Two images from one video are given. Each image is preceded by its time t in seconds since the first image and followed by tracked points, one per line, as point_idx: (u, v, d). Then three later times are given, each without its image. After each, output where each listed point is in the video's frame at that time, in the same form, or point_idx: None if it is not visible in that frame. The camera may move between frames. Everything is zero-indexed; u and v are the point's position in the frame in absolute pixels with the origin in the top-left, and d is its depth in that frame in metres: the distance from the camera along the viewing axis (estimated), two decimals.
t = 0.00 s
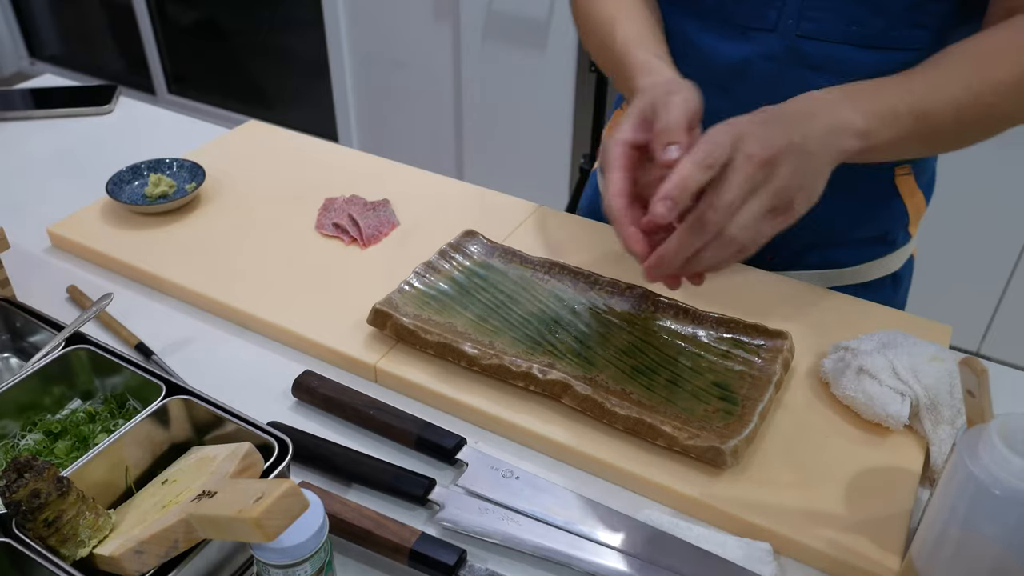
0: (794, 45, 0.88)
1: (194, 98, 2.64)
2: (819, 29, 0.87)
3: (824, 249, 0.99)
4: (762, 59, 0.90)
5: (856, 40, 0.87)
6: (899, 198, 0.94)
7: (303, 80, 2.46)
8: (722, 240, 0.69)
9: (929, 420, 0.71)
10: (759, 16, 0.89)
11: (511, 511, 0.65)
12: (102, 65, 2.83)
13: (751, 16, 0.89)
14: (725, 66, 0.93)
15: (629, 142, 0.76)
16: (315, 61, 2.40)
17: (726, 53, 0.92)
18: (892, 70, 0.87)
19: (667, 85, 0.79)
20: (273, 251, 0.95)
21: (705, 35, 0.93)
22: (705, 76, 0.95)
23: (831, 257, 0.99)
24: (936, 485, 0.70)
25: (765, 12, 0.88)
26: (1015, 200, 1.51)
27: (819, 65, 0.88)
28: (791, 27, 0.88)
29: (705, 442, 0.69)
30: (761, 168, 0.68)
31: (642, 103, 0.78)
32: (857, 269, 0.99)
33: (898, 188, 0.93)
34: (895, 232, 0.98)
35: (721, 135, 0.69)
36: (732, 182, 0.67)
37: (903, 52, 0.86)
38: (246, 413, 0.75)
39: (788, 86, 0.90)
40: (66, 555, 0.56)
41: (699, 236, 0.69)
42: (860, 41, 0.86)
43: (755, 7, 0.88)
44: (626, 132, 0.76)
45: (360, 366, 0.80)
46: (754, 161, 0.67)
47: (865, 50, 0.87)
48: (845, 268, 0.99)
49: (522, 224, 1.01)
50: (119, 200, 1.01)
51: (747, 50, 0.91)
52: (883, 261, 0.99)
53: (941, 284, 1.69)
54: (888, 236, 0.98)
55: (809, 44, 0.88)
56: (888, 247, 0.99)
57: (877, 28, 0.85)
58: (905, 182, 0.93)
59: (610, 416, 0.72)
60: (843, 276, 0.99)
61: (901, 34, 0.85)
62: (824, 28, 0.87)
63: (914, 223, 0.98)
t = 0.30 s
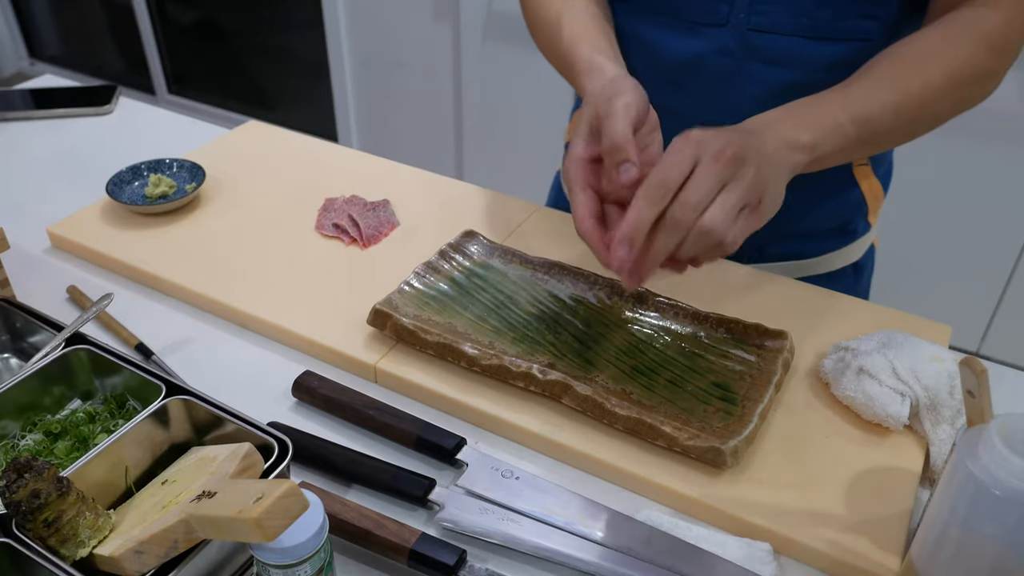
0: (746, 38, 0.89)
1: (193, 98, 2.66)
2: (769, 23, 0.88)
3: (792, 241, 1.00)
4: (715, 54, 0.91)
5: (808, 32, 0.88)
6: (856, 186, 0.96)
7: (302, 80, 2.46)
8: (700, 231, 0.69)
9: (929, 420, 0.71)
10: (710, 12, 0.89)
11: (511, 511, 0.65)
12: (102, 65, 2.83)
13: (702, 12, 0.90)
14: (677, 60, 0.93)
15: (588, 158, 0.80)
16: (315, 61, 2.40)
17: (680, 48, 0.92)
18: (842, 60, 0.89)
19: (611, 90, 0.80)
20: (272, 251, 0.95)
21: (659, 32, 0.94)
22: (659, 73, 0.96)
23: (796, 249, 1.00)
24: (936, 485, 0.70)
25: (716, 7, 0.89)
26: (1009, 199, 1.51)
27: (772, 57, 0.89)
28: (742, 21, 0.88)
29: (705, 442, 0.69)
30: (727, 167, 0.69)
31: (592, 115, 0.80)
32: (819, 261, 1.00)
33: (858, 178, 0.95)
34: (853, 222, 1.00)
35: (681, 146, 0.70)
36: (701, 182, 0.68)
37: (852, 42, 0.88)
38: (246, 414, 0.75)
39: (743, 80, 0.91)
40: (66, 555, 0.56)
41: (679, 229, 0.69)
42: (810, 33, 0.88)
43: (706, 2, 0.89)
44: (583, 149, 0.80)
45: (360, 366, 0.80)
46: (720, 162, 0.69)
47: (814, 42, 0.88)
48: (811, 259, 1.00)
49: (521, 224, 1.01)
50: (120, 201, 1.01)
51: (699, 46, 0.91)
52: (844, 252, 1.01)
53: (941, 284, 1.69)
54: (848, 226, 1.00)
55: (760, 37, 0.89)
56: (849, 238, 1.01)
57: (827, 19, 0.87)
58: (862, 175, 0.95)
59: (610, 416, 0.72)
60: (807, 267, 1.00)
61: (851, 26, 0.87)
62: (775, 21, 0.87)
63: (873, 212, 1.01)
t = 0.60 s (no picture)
0: (724, 40, 0.89)
1: (193, 98, 2.66)
2: (747, 23, 0.87)
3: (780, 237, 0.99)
4: (694, 56, 0.91)
5: (784, 31, 0.88)
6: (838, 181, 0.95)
7: (302, 80, 2.46)
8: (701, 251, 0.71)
9: (929, 420, 0.71)
10: (689, 14, 0.89)
11: (511, 511, 0.65)
12: (102, 65, 2.83)
13: (682, 15, 0.90)
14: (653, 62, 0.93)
15: (577, 190, 0.81)
16: (315, 61, 2.40)
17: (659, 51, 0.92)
18: (819, 57, 0.89)
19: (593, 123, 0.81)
20: (272, 251, 0.95)
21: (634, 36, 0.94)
22: (634, 74, 0.96)
23: (781, 244, 1.00)
24: (936, 485, 0.70)
25: (695, 8, 0.89)
26: (1007, 198, 1.51)
27: (752, 57, 0.89)
28: (720, 23, 0.88)
29: (705, 442, 0.69)
30: (722, 197, 0.72)
31: (579, 148, 0.81)
32: (801, 254, 1.00)
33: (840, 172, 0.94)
34: (839, 215, 0.99)
35: (680, 169, 0.73)
36: (696, 202, 0.71)
37: (827, 39, 0.88)
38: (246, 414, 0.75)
39: (726, 80, 0.91)
40: (66, 555, 0.56)
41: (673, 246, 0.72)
42: (786, 32, 0.88)
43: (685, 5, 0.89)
44: (571, 181, 0.81)
45: (360, 366, 0.80)
46: (716, 192, 0.71)
47: (791, 41, 0.88)
48: (795, 252, 1.00)
49: (521, 224, 1.01)
50: (120, 201, 1.01)
51: (681, 48, 0.91)
52: (826, 245, 1.01)
53: (941, 284, 1.69)
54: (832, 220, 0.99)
55: (738, 39, 0.88)
56: (833, 230, 1.00)
57: (803, 18, 0.87)
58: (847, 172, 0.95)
59: (610, 416, 0.72)
60: (789, 259, 1.00)
61: (826, 24, 0.87)
62: (751, 22, 0.87)
63: (857, 204, 1.00)
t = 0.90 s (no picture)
0: (731, 47, 0.89)
1: (194, 99, 2.66)
2: (754, 30, 0.88)
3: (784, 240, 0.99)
4: (700, 63, 0.91)
5: (791, 37, 0.88)
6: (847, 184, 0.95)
7: (303, 80, 2.46)
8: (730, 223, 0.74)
9: (929, 420, 0.71)
10: (697, 20, 0.90)
11: (511, 511, 0.65)
12: (102, 65, 2.83)
13: (690, 21, 0.90)
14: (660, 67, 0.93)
15: (605, 131, 0.80)
16: (315, 61, 2.40)
17: (664, 56, 0.92)
18: (826, 63, 0.89)
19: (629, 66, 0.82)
20: (272, 250, 0.95)
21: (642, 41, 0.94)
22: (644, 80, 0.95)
23: (789, 248, 0.99)
24: (936, 485, 0.70)
25: (701, 14, 0.89)
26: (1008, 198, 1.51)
27: (757, 64, 0.89)
28: (727, 29, 0.89)
29: (705, 442, 0.69)
30: (759, 180, 0.74)
31: (611, 89, 0.82)
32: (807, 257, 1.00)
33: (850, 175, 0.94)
34: (845, 217, 0.99)
35: (731, 136, 0.75)
36: (733, 173, 0.74)
37: (834, 45, 0.88)
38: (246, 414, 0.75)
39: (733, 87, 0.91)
40: (66, 555, 0.56)
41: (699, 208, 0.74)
42: (790, 38, 0.88)
43: (693, 11, 0.89)
44: (599, 122, 0.81)
45: (360, 366, 0.80)
46: (751, 173, 0.74)
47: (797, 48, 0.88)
48: (804, 255, 0.99)
49: (521, 225, 1.01)
50: (120, 201, 1.01)
51: (686, 54, 0.91)
52: (832, 248, 1.00)
53: (941, 284, 1.69)
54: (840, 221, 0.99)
55: (745, 45, 0.89)
56: (839, 233, 1.00)
57: (809, 24, 0.87)
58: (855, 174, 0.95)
59: (610, 416, 0.72)
60: (795, 262, 0.99)
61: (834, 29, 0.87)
62: (757, 29, 0.88)
63: (861, 206, 1.00)
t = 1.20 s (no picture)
0: (763, 59, 0.89)
1: (194, 99, 2.66)
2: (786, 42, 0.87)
3: (802, 248, 0.99)
4: (732, 72, 0.90)
5: (823, 51, 0.88)
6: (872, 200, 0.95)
7: (303, 80, 2.46)
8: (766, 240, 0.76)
9: (929, 420, 0.71)
10: (730, 29, 0.90)
11: (511, 511, 0.65)
12: (102, 65, 2.83)
13: (722, 30, 0.90)
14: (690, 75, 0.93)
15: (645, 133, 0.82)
16: (315, 62, 2.40)
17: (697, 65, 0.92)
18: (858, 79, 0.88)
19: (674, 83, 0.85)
20: (273, 250, 0.95)
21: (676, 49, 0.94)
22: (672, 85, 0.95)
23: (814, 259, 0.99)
24: (936, 485, 0.70)
25: (733, 25, 0.89)
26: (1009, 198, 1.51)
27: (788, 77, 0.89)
28: (759, 40, 0.88)
29: (705, 442, 0.69)
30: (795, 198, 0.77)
31: (658, 96, 0.84)
32: (831, 270, 0.99)
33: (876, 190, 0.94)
34: (871, 231, 0.98)
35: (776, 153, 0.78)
36: (768, 191, 0.77)
37: (868, 61, 0.87)
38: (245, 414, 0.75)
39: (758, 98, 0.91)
40: (65, 555, 0.56)
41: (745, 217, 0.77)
42: (823, 52, 0.88)
43: (724, 20, 0.89)
44: (641, 124, 0.83)
45: (360, 366, 0.80)
46: (788, 192, 0.77)
47: (830, 62, 0.88)
48: (831, 267, 0.99)
49: (521, 224, 1.01)
50: (120, 201, 1.01)
51: (718, 62, 0.91)
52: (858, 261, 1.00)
53: (943, 284, 1.69)
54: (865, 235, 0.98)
55: (777, 57, 0.88)
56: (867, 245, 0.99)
57: (843, 38, 0.86)
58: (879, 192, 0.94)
59: (610, 416, 0.72)
60: (819, 274, 1.00)
61: (868, 45, 0.87)
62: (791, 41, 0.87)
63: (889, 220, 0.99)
